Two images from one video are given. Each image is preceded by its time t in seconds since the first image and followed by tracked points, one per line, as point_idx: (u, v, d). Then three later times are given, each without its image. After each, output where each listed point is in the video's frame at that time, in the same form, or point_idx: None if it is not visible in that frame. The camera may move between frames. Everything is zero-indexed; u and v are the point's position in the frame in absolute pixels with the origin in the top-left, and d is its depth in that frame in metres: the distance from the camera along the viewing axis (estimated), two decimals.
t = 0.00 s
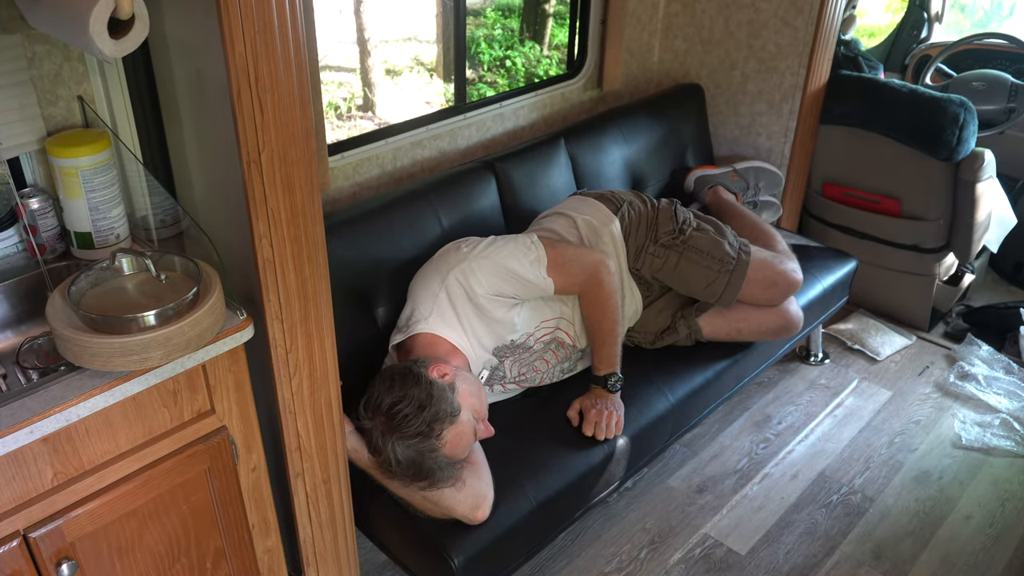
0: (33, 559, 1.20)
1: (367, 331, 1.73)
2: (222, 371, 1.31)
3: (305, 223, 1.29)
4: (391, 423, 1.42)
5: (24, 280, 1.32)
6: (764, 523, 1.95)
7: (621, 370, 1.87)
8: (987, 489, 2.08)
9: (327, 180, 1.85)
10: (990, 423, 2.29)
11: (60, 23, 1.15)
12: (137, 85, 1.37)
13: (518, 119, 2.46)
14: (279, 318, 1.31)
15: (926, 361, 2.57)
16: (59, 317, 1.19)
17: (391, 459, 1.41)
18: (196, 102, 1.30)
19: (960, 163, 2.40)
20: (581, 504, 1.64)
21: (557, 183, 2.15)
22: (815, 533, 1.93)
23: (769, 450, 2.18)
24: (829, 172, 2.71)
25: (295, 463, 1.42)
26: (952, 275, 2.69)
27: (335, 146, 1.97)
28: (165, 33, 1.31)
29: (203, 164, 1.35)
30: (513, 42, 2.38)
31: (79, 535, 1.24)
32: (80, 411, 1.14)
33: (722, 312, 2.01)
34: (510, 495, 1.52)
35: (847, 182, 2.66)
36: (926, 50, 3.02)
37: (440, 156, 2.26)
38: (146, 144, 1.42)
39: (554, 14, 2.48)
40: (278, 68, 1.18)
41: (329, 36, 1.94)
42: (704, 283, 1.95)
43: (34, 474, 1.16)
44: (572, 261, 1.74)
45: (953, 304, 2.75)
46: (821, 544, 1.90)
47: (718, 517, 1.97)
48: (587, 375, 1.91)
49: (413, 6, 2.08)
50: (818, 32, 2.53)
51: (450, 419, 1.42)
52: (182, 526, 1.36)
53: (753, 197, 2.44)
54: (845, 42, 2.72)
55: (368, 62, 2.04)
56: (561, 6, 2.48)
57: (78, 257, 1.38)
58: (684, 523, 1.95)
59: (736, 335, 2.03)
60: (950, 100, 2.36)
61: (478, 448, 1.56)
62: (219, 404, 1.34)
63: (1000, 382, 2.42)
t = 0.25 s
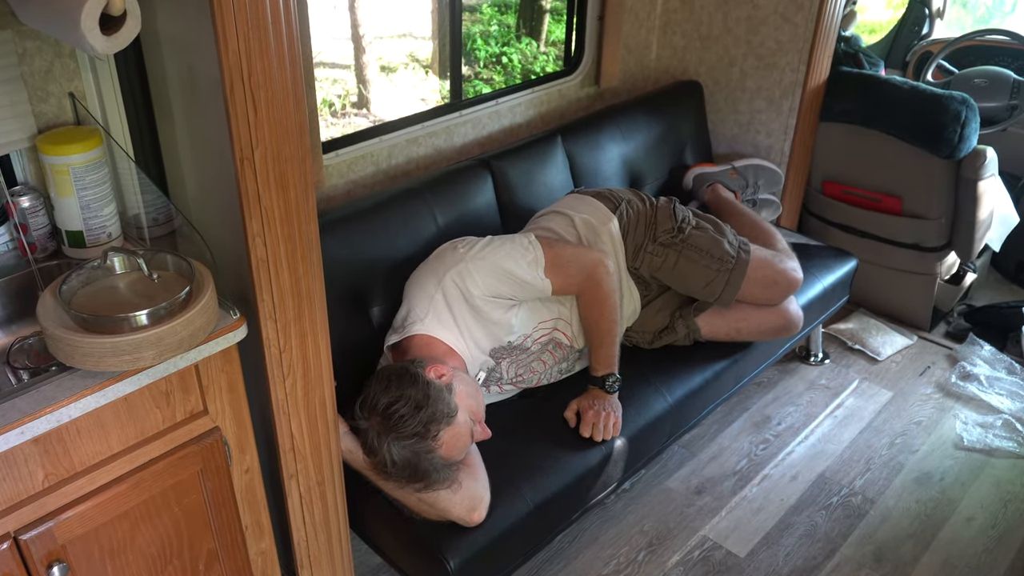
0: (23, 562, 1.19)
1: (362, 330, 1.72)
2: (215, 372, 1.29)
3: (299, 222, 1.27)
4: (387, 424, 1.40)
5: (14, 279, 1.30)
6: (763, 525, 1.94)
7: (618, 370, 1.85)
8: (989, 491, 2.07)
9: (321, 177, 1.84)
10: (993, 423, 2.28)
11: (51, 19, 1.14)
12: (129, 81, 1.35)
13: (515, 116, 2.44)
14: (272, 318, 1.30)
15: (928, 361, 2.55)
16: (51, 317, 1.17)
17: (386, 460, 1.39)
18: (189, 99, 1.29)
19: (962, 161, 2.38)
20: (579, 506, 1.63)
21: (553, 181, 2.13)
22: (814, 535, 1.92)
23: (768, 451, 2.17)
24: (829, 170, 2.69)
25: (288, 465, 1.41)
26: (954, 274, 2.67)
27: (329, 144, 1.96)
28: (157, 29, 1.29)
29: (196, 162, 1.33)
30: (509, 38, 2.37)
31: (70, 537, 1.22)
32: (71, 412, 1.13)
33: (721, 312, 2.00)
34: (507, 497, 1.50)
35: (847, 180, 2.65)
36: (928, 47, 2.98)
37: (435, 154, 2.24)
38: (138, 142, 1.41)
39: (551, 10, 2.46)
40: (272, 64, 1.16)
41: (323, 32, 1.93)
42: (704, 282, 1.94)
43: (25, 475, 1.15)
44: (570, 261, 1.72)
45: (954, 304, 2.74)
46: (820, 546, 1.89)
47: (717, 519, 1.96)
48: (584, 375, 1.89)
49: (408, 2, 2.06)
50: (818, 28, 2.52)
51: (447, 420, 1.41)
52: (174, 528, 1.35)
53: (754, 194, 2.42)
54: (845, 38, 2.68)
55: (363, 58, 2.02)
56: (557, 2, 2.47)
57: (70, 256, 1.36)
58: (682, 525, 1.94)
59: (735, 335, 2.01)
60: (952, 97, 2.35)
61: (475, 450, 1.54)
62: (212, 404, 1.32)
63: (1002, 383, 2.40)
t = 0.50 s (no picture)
0: (13, 565, 1.17)
1: (356, 329, 1.70)
2: (208, 372, 1.28)
3: (292, 221, 1.26)
4: (382, 425, 1.39)
5: (5, 278, 1.28)
6: (763, 528, 1.93)
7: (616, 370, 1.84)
8: (991, 493, 2.05)
9: (315, 174, 1.82)
10: (994, 424, 2.26)
11: (42, 14, 1.12)
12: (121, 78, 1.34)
13: (511, 114, 2.42)
14: (266, 317, 1.28)
15: (929, 361, 2.54)
16: (41, 317, 1.16)
17: (381, 462, 1.38)
18: (181, 96, 1.27)
19: (964, 159, 2.37)
20: (576, 507, 1.62)
21: (550, 179, 2.12)
22: (814, 538, 1.90)
23: (768, 452, 2.15)
24: (829, 167, 2.68)
25: (282, 466, 1.39)
26: (955, 274, 2.66)
27: (323, 141, 1.94)
28: (149, 25, 1.28)
29: (188, 160, 1.32)
30: (505, 35, 2.36)
31: (61, 539, 1.21)
32: (62, 413, 1.11)
33: (720, 312, 1.98)
34: (503, 499, 1.49)
35: (847, 178, 2.64)
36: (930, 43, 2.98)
37: (431, 152, 2.23)
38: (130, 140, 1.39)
39: (548, 6, 2.44)
40: (265, 60, 1.15)
41: (317, 28, 1.90)
42: (703, 281, 1.92)
43: (14, 477, 1.13)
44: (567, 260, 1.70)
45: (956, 303, 2.72)
46: (821, 549, 1.88)
47: (716, 521, 1.94)
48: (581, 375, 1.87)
49: None
50: (818, 25, 2.51)
51: (443, 422, 1.39)
52: (167, 530, 1.33)
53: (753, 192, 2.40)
54: (845, 35, 2.67)
55: (358, 55, 2.01)
56: None
57: (61, 255, 1.34)
58: (681, 527, 1.92)
59: (734, 335, 2.00)
60: (953, 94, 2.34)
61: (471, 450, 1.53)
62: (205, 405, 1.30)
63: (1005, 383, 2.39)
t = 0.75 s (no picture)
0: (3, 568, 1.16)
1: (351, 328, 1.69)
2: (200, 372, 1.26)
3: (286, 220, 1.24)
4: (377, 426, 1.37)
5: None
6: (762, 530, 1.91)
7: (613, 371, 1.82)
8: (993, 495, 2.04)
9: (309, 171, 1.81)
10: (997, 425, 2.25)
11: (33, 10, 1.11)
12: (112, 75, 1.32)
13: (507, 110, 2.42)
14: (259, 317, 1.26)
15: (930, 361, 2.52)
16: (32, 316, 1.14)
17: (376, 463, 1.37)
18: (173, 93, 1.25)
19: (966, 157, 2.36)
20: (573, 509, 1.60)
21: (548, 177, 2.10)
22: (814, 540, 1.89)
23: (767, 454, 2.13)
24: (829, 165, 2.66)
25: (276, 468, 1.37)
26: (957, 273, 2.65)
27: (318, 139, 1.93)
28: (141, 21, 1.26)
29: (181, 158, 1.31)
30: (502, 31, 2.32)
31: (52, 542, 1.19)
32: (53, 414, 1.10)
33: (719, 312, 1.96)
34: (499, 501, 1.48)
35: (847, 176, 2.62)
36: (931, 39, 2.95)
37: (426, 148, 2.23)
38: (122, 138, 1.38)
39: (545, 2, 2.41)
40: (258, 57, 1.13)
41: (311, 24, 1.89)
42: (702, 281, 1.91)
43: (4, 479, 1.12)
44: (564, 259, 1.69)
45: (957, 303, 2.71)
46: (821, 551, 1.86)
47: (715, 523, 1.93)
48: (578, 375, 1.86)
49: None
50: (818, 21, 2.49)
51: (439, 423, 1.37)
52: (159, 532, 1.32)
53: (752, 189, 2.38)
54: (845, 31, 2.69)
55: (352, 51, 1.98)
56: None
57: (52, 254, 1.32)
58: (679, 529, 1.91)
59: (732, 335, 1.98)
60: (955, 91, 2.32)
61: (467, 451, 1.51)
62: (198, 406, 1.29)
63: (1007, 383, 2.37)
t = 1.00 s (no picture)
0: None
1: (344, 327, 1.67)
2: (192, 372, 1.24)
3: (280, 219, 1.22)
4: (372, 426, 1.36)
5: None
6: (761, 532, 1.90)
7: (611, 371, 1.80)
8: (995, 496, 2.02)
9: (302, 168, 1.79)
10: (999, 426, 2.23)
11: (22, 6, 1.09)
12: (103, 71, 1.30)
13: (504, 108, 2.39)
14: (252, 316, 1.25)
15: (932, 361, 2.50)
16: (22, 315, 1.12)
17: (370, 464, 1.35)
18: (166, 90, 1.24)
19: (968, 154, 2.34)
20: (570, 511, 1.59)
21: (544, 175, 2.09)
22: (814, 542, 1.87)
23: (767, 455, 2.12)
24: (829, 162, 2.65)
25: (269, 469, 1.36)
26: (959, 271, 2.65)
27: (311, 136, 1.91)
28: (133, 17, 1.25)
29: (173, 155, 1.29)
30: (497, 26, 2.33)
31: (42, 544, 1.18)
32: (43, 414, 1.08)
33: (718, 311, 1.95)
34: (496, 502, 1.46)
35: (847, 173, 2.61)
36: (931, 36, 2.91)
37: (422, 147, 2.20)
38: (113, 136, 1.36)
39: None
40: (252, 53, 1.12)
41: (305, 20, 1.89)
42: (701, 280, 1.89)
43: None
44: (561, 257, 1.67)
45: (959, 302, 2.69)
46: (821, 554, 1.85)
47: (713, 525, 1.91)
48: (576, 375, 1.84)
49: None
50: (818, 17, 2.48)
51: (434, 423, 1.36)
52: (151, 534, 1.30)
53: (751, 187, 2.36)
54: (845, 27, 2.66)
55: (346, 48, 1.98)
56: None
57: (41, 252, 1.31)
58: (677, 532, 1.89)
59: (731, 334, 1.97)
60: (957, 87, 2.31)
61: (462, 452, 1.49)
62: (190, 407, 1.27)
63: (1009, 384, 2.36)
